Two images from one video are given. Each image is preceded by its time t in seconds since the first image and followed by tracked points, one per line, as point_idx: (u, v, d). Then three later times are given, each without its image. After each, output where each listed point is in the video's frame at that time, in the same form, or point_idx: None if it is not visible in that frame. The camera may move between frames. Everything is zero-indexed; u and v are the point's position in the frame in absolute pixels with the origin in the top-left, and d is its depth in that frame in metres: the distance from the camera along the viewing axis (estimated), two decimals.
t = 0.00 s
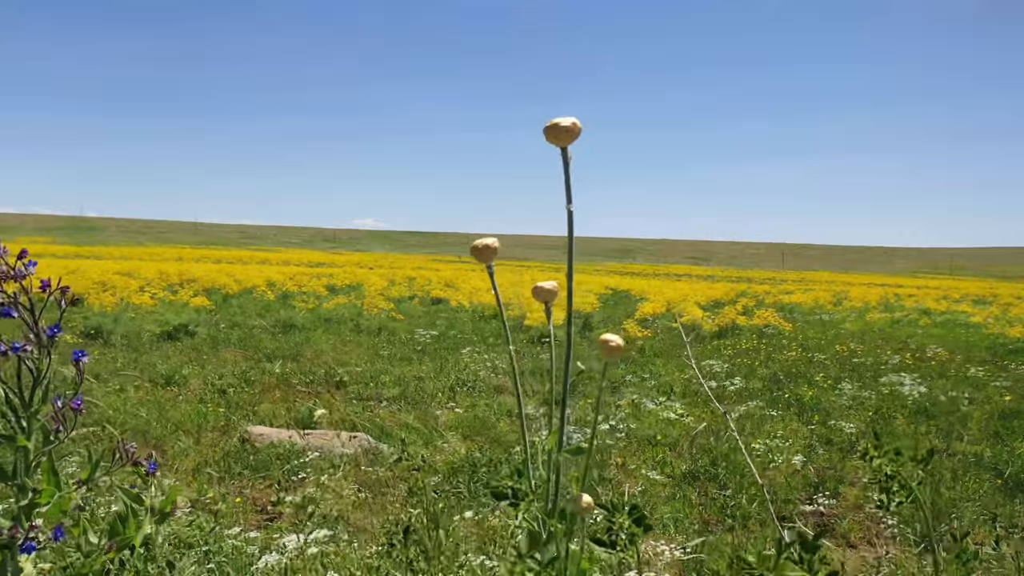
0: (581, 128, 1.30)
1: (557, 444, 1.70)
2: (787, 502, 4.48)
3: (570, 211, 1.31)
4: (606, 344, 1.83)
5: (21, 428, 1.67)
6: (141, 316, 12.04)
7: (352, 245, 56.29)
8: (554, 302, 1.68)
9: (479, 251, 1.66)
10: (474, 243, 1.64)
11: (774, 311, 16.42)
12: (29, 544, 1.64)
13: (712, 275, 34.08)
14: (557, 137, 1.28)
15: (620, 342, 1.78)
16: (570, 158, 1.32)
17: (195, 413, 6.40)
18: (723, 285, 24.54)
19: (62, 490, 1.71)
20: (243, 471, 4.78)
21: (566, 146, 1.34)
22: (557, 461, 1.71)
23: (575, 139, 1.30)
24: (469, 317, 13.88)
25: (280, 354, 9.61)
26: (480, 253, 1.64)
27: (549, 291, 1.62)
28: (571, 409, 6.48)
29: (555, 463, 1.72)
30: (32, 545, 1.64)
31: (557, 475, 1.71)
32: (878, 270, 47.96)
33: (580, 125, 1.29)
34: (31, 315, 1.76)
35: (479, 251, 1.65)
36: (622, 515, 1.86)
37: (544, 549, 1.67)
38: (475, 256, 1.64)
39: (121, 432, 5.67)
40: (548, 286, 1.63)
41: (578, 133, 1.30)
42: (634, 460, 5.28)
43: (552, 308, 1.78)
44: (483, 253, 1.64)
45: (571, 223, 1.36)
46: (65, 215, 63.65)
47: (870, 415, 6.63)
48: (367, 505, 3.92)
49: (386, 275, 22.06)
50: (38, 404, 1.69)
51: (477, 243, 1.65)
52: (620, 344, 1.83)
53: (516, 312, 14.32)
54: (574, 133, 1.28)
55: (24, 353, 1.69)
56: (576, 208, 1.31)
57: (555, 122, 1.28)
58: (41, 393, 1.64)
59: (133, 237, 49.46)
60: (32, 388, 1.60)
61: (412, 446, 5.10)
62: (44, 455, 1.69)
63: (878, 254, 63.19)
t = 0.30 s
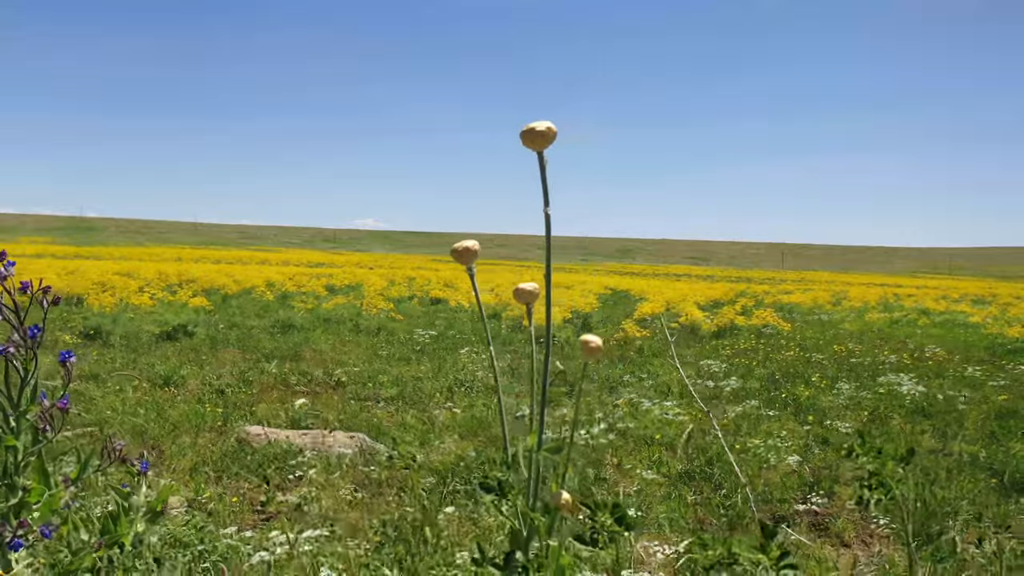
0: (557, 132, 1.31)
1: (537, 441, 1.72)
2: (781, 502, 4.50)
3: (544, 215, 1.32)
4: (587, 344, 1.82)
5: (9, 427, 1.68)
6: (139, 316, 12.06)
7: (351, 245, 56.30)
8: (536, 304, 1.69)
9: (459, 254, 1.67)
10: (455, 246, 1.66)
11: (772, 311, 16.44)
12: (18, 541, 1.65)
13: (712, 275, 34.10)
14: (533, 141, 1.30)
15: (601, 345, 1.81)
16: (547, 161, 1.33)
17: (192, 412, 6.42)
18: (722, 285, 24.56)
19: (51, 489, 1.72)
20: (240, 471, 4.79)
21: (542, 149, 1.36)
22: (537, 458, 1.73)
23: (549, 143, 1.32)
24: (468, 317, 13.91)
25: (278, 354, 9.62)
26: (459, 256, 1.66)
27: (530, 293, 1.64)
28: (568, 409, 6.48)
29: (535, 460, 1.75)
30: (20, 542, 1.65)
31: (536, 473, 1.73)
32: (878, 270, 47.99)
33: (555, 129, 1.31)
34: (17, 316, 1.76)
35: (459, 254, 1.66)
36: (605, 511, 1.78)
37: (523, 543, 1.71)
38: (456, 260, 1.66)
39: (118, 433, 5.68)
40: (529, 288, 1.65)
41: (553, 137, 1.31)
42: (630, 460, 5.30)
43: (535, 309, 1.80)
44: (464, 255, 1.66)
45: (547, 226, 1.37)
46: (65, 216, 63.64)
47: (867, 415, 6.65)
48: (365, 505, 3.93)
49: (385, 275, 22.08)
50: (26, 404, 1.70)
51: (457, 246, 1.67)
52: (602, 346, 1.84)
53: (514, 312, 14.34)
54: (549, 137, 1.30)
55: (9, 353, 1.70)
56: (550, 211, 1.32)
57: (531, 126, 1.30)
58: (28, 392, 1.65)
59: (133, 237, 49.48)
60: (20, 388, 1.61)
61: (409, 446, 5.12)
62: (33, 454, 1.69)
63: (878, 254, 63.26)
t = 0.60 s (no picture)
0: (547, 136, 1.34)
1: (527, 438, 1.73)
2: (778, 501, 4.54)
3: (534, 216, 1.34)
4: (579, 343, 1.87)
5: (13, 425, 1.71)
6: (139, 316, 12.09)
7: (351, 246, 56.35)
8: (529, 303, 1.72)
9: (453, 254, 1.70)
10: (449, 247, 1.68)
11: (771, 311, 16.46)
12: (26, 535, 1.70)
13: (711, 275, 34.12)
14: (523, 145, 1.33)
15: (592, 342, 1.85)
16: (536, 164, 1.36)
17: (192, 412, 6.45)
18: (721, 285, 24.58)
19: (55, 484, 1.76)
20: (239, 470, 4.82)
21: (533, 153, 1.39)
22: (528, 455, 1.73)
23: (540, 146, 1.35)
24: (467, 317, 13.94)
25: (277, 354, 9.65)
26: (454, 256, 1.68)
27: (523, 292, 1.66)
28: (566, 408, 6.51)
29: (525, 457, 1.75)
30: (28, 536, 1.70)
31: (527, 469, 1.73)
32: (877, 270, 48.02)
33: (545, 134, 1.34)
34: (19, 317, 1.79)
35: (453, 254, 1.69)
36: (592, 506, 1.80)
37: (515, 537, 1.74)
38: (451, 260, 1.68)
39: (118, 432, 5.71)
40: (522, 286, 1.67)
41: (543, 140, 1.34)
42: (627, 459, 5.33)
43: (530, 308, 1.83)
44: (457, 256, 1.68)
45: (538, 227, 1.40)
46: (65, 216, 63.70)
47: (864, 413, 6.68)
48: (363, 504, 3.95)
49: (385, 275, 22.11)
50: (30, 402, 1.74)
51: (451, 247, 1.69)
52: (594, 344, 1.88)
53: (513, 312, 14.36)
54: (540, 141, 1.33)
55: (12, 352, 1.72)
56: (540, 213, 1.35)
57: (521, 130, 1.33)
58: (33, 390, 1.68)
59: (133, 237, 49.55)
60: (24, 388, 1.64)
61: (407, 446, 5.14)
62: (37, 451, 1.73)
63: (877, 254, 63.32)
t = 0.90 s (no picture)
0: (544, 139, 1.37)
1: (527, 430, 1.77)
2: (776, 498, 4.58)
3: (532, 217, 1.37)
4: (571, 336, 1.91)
5: (27, 419, 1.78)
6: (140, 316, 12.11)
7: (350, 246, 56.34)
8: (525, 300, 1.75)
9: (451, 253, 1.73)
10: (448, 246, 1.71)
11: (770, 310, 16.48)
12: (35, 527, 1.72)
13: (711, 275, 34.14)
14: (522, 147, 1.36)
15: (584, 335, 1.89)
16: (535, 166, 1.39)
17: (193, 412, 6.47)
18: (721, 284, 24.58)
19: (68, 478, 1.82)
20: (240, 469, 4.84)
21: (532, 154, 1.42)
22: (529, 446, 1.77)
23: (538, 148, 1.37)
24: (466, 317, 13.97)
25: (278, 354, 9.67)
26: (452, 254, 1.72)
27: (520, 289, 1.69)
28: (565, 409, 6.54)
29: (525, 447, 1.78)
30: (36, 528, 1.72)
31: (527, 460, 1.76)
32: (876, 270, 48.04)
33: (543, 136, 1.37)
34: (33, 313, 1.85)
35: (452, 253, 1.72)
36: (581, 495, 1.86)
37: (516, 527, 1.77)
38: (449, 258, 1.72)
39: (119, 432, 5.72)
40: (518, 284, 1.71)
41: (541, 143, 1.37)
42: (627, 457, 5.36)
43: (526, 305, 1.86)
44: (456, 255, 1.72)
45: (536, 228, 1.43)
46: (64, 216, 63.68)
47: (863, 412, 6.72)
48: (364, 502, 3.97)
49: (385, 275, 22.14)
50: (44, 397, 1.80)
51: (450, 246, 1.72)
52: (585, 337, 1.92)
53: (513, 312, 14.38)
54: (538, 143, 1.36)
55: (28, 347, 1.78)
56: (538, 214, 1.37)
57: (520, 133, 1.36)
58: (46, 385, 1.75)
59: (132, 237, 49.62)
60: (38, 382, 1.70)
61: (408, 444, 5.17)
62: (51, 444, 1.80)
63: (877, 254, 63.38)
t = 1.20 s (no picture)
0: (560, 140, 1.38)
1: (542, 430, 1.78)
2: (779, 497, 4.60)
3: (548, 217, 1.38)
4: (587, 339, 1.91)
5: (46, 418, 1.80)
6: (140, 316, 12.11)
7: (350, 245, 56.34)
8: (541, 300, 1.76)
9: (467, 254, 1.75)
10: (464, 246, 1.73)
11: (770, 310, 16.49)
12: (58, 523, 1.74)
13: (711, 275, 34.15)
14: (537, 148, 1.37)
15: (599, 338, 1.90)
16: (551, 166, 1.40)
17: (195, 411, 6.48)
18: (721, 284, 24.60)
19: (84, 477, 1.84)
20: (243, 468, 4.85)
21: (547, 155, 1.43)
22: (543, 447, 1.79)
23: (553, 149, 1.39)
24: (467, 317, 13.98)
25: (279, 354, 9.67)
26: (469, 255, 1.73)
27: (536, 289, 1.71)
28: (565, 409, 6.55)
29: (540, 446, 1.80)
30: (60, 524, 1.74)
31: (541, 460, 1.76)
32: (876, 270, 48.07)
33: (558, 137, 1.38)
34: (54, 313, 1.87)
35: (468, 254, 1.74)
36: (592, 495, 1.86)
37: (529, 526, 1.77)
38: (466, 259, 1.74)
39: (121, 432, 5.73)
40: (534, 284, 1.72)
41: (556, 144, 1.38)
42: (629, 457, 5.37)
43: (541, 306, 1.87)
44: (473, 255, 1.73)
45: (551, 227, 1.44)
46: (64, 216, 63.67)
47: (864, 412, 6.72)
48: (366, 500, 3.98)
49: (385, 275, 22.16)
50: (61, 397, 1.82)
51: (466, 247, 1.74)
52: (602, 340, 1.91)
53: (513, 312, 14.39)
54: (553, 144, 1.37)
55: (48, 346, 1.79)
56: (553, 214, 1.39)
57: (535, 134, 1.37)
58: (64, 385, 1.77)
59: (132, 237, 49.63)
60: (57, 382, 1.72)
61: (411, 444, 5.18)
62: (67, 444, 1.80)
63: (876, 254, 63.42)
